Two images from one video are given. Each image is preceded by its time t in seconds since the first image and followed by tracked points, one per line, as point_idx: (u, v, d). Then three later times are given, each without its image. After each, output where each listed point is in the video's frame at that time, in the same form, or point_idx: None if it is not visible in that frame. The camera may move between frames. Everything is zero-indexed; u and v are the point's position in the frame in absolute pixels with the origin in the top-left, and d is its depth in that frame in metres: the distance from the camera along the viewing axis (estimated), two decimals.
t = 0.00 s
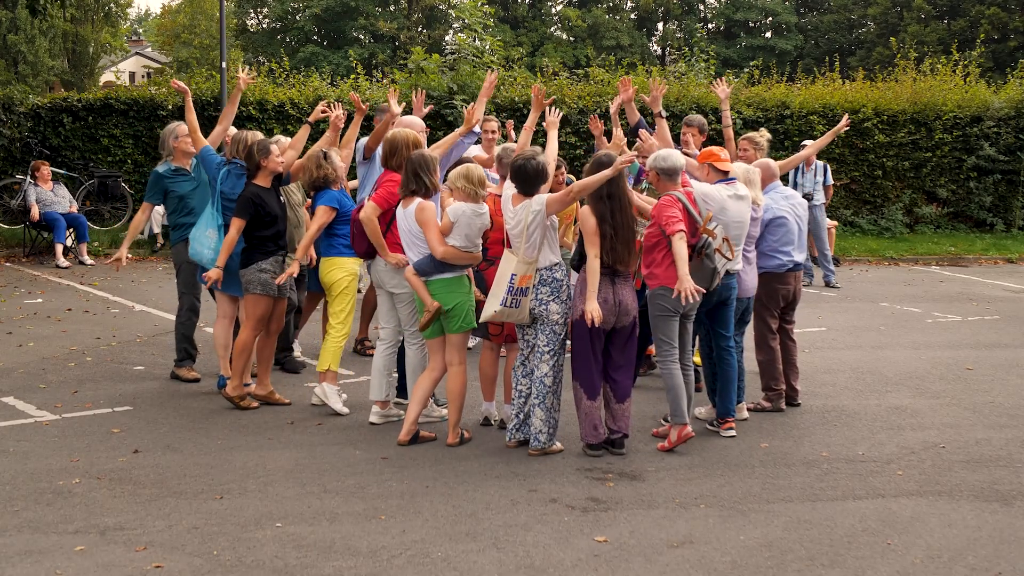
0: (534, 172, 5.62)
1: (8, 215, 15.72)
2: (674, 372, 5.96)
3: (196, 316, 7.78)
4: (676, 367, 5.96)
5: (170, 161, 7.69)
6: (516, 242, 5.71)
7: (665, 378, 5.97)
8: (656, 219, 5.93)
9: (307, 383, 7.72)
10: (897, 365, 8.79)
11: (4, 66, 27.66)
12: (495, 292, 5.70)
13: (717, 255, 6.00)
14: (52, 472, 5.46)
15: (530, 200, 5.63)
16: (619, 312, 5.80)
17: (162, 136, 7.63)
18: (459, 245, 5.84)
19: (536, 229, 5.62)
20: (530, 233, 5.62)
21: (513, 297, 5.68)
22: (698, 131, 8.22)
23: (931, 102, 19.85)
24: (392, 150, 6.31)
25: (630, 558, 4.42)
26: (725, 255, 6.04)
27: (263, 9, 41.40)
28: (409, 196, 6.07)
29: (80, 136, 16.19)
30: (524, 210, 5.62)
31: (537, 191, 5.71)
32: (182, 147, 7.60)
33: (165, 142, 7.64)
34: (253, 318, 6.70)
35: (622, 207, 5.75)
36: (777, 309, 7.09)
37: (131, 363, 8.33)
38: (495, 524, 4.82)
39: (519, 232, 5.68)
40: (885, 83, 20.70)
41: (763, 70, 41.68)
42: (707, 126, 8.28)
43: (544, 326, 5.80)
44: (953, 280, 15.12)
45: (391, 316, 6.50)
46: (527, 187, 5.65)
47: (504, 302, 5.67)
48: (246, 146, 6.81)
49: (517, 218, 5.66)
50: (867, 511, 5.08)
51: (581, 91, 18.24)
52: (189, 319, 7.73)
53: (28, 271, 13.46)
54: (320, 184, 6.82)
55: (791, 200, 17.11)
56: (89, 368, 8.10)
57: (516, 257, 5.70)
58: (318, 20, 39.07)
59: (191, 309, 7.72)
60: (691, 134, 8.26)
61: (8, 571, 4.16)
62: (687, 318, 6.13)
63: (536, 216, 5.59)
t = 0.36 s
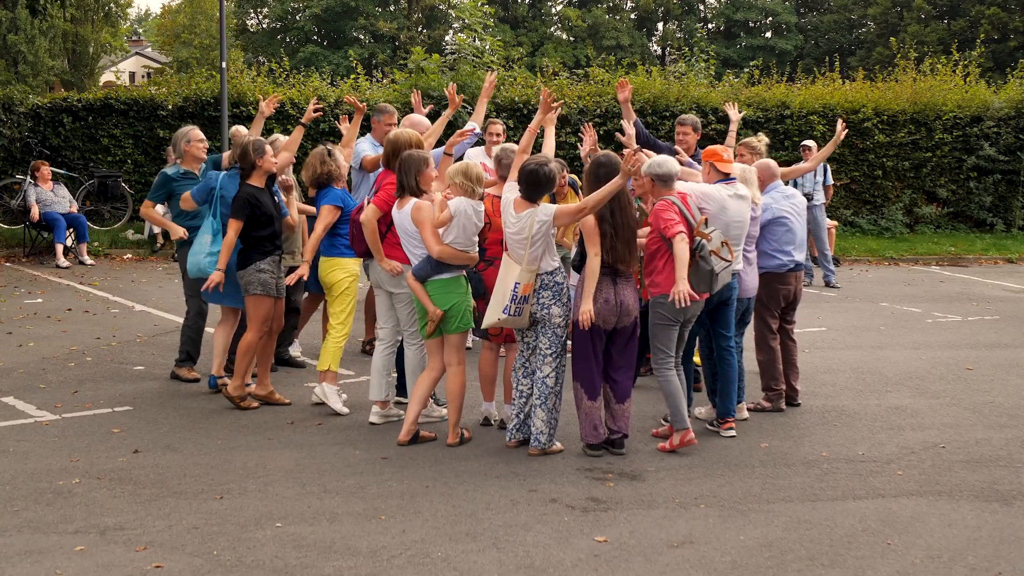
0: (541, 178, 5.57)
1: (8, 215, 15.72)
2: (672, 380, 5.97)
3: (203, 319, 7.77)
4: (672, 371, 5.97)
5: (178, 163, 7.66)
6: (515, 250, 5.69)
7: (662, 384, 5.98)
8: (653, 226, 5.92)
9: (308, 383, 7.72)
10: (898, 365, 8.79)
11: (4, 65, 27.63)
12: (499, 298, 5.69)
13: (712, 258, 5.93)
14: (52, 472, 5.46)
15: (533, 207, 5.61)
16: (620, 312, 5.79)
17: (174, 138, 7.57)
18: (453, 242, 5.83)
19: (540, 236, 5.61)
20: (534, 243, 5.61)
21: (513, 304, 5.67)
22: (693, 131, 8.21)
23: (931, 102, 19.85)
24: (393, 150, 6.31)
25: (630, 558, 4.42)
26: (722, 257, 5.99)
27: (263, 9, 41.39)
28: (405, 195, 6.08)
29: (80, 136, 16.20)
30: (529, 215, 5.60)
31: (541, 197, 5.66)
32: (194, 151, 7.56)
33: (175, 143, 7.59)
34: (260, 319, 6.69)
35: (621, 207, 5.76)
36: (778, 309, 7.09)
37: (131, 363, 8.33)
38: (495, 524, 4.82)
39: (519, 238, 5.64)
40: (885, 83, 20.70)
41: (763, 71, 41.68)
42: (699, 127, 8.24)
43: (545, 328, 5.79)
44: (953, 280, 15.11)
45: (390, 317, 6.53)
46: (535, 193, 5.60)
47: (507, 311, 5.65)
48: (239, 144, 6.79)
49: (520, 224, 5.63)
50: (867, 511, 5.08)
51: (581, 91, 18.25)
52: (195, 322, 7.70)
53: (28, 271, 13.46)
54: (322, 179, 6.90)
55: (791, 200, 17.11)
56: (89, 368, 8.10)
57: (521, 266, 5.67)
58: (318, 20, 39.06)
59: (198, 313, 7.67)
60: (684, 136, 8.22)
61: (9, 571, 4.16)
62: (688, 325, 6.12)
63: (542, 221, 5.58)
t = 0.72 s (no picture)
0: (545, 179, 5.56)
1: (8, 215, 15.72)
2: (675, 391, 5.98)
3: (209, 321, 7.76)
4: (671, 377, 5.98)
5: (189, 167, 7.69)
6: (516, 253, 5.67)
7: (661, 391, 5.99)
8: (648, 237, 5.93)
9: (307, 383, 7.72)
10: (898, 365, 8.79)
11: (4, 65, 27.59)
12: (513, 304, 5.69)
13: (710, 255, 5.89)
14: (52, 472, 5.47)
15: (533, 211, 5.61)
16: (624, 312, 5.77)
17: (190, 144, 7.60)
18: (448, 242, 5.82)
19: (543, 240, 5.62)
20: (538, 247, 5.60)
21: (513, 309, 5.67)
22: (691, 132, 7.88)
23: (931, 102, 19.86)
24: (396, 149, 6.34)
25: (630, 558, 4.42)
26: (721, 254, 5.95)
27: (262, 9, 41.37)
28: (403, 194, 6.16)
29: (80, 136, 16.20)
30: (529, 217, 5.60)
31: (541, 198, 5.67)
32: (208, 159, 7.59)
33: (190, 151, 7.62)
34: (265, 325, 6.72)
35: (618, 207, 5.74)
36: (779, 309, 7.08)
37: (131, 363, 8.34)
38: (495, 524, 4.82)
39: (518, 241, 5.64)
40: (885, 83, 20.69)
41: (763, 70, 41.68)
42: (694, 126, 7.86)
43: (547, 331, 5.79)
44: (954, 280, 15.11)
45: (389, 317, 6.50)
46: (533, 195, 5.60)
47: (524, 315, 5.68)
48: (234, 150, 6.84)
49: (522, 227, 5.61)
50: (867, 511, 5.08)
51: (581, 91, 18.26)
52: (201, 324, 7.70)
53: (28, 271, 13.46)
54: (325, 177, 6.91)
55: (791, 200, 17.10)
56: (89, 369, 8.10)
57: (529, 272, 5.67)
58: (318, 20, 39.04)
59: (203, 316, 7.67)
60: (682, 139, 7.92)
61: (9, 571, 4.16)
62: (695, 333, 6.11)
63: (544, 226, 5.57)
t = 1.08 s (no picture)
0: (543, 178, 5.61)
1: (8, 215, 15.72)
2: (677, 394, 5.98)
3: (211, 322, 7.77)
4: (674, 379, 5.98)
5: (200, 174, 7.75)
6: (512, 253, 5.72)
7: (664, 392, 5.99)
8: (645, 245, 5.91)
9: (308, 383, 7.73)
10: (898, 366, 8.79)
11: (4, 65, 27.56)
12: (505, 300, 5.67)
13: (711, 249, 5.86)
14: (52, 472, 5.46)
15: (528, 210, 5.65)
16: (630, 312, 5.74)
17: (206, 149, 7.56)
18: (445, 244, 5.82)
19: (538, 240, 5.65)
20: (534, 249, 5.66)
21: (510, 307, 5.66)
22: (684, 138, 8.09)
23: (931, 102, 19.86)
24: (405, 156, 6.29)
25: (630, 558, 4.42)
26: (721, 248, 5.90)
27: (263, 9, 41.36)
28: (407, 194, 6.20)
29: (80, 136, 16.20)
30: (524, 216, 5.66)
31: (540, 198, 5.70)
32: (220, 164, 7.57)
33: (205, 156, 7.59)
34: (270, 332, 6.77)
35: (615, 208, 5.70)
36: (781, 310, 7.08)
37: (131, 363, 8.33)
38: (495, 524, 4.82)
39: (515, 240, 5.69)
40: (885, 83, 20.69)
41: (764, 70, 41.67)
42: (686, 132, 8.10)
43: (548, 335, 5.77)
44: (954, 280, 15.10)
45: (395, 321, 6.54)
46: (530, 194, 5.66)
47: (516, 312, 5.64)
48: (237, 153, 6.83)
49: (518, 224, 5.67)
50: (867, 511, 5.08)
51: (581, 91, 18.27)
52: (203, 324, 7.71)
53: (28, 271, 13.46)
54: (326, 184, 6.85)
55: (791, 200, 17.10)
56: (89, 368, 8.10)
57: (523, 268, 5.68)
58: (318, 20, 39.05)
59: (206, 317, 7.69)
60: (675, 144, 8.12)
61: (9, 571, 4.16)
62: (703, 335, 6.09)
63: (538, 223, 5.62)
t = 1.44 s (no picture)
0: (546, 184, 5.73)
1: (8, 215, 15.72)
2: (676, 395, 5.98)
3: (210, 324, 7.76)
4: (672, 380, 5.98)
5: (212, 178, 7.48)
6: (512, 253, 5.75)
7: (663, 392, 5.99)
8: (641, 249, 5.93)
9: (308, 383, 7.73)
10: (898, 365, 8.80)
11: (4, 65, 27.55)
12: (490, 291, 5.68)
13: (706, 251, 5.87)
14: (52, 472, 5.47)
15: (533, 215, 5.71)
16: (631, 312, 5.73)
17: (218, 158, 7.30)
18: (445, 243, 5.81)
19: (541, 239, 5.69)
20: (535, 250, 5.70)
21: (508, 303, 5.66)
22: (677, 146, 8.11)
23: (931, 102, 19.86)
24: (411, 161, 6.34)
25: (630, 558, 4.42)
26: (716, 250, 5.91)
27: (263, 9, 41.35)
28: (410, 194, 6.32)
29: (80, 136, 16.19)
30: (530, 220, 5.71)
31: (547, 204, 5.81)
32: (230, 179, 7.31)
33: (219, 163, 7.33)
34: (261, 334, 6.78)
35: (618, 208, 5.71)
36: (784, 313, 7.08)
37: (131, 363, 8.33)
38: (495, 524, 4.82)
39: (517, 239, 5.74)
40: (885, 83, 20.68)
41: (763, 70, 41.67)
42: (678, 140, 8.13)
43: (543, 341, 5.73)
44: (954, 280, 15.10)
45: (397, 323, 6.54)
46: (536, 201, 5.76)
47: (495, 302, 5.64)
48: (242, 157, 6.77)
49: (525, 225, 5.72)
50: (867, 511, 5.08)
51: (581, 91, 18.27)
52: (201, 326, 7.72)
53: (28, 271, 13.46)
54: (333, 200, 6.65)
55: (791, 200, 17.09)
56: (89, 368, 8.10)
57: (517, 266, 5.70)
58: (318, 20, 39.03)
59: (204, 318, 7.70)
60: (668, 153, 8.14)
61: (8, 571, 4.15)
62: (703, 336, 6.08)
63: (545, 226, 5.67)
